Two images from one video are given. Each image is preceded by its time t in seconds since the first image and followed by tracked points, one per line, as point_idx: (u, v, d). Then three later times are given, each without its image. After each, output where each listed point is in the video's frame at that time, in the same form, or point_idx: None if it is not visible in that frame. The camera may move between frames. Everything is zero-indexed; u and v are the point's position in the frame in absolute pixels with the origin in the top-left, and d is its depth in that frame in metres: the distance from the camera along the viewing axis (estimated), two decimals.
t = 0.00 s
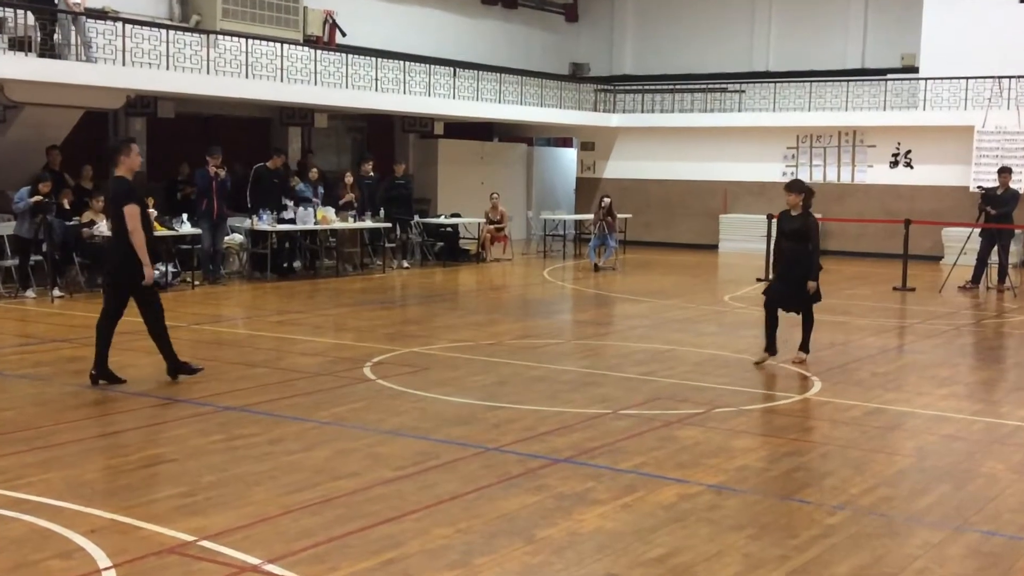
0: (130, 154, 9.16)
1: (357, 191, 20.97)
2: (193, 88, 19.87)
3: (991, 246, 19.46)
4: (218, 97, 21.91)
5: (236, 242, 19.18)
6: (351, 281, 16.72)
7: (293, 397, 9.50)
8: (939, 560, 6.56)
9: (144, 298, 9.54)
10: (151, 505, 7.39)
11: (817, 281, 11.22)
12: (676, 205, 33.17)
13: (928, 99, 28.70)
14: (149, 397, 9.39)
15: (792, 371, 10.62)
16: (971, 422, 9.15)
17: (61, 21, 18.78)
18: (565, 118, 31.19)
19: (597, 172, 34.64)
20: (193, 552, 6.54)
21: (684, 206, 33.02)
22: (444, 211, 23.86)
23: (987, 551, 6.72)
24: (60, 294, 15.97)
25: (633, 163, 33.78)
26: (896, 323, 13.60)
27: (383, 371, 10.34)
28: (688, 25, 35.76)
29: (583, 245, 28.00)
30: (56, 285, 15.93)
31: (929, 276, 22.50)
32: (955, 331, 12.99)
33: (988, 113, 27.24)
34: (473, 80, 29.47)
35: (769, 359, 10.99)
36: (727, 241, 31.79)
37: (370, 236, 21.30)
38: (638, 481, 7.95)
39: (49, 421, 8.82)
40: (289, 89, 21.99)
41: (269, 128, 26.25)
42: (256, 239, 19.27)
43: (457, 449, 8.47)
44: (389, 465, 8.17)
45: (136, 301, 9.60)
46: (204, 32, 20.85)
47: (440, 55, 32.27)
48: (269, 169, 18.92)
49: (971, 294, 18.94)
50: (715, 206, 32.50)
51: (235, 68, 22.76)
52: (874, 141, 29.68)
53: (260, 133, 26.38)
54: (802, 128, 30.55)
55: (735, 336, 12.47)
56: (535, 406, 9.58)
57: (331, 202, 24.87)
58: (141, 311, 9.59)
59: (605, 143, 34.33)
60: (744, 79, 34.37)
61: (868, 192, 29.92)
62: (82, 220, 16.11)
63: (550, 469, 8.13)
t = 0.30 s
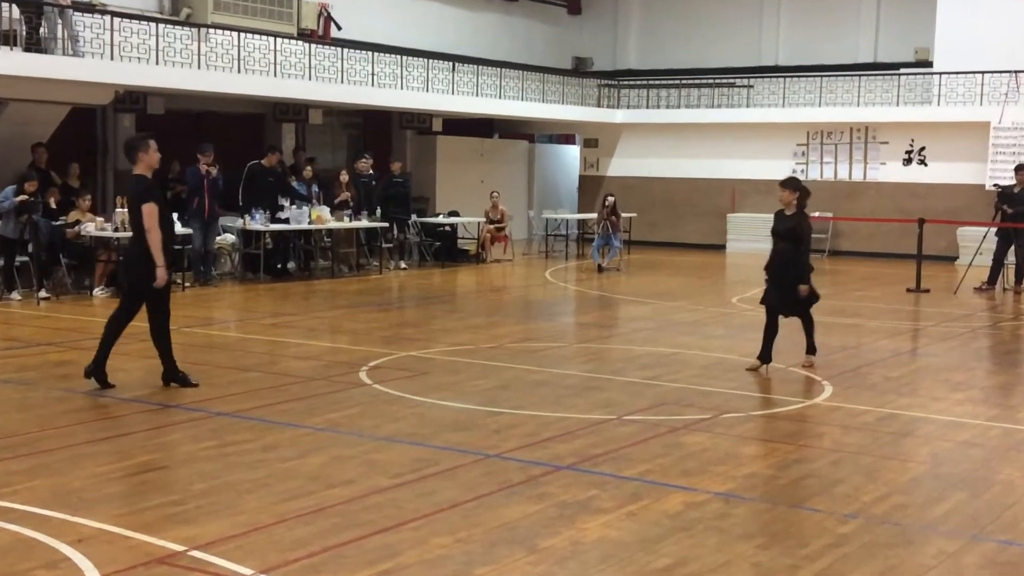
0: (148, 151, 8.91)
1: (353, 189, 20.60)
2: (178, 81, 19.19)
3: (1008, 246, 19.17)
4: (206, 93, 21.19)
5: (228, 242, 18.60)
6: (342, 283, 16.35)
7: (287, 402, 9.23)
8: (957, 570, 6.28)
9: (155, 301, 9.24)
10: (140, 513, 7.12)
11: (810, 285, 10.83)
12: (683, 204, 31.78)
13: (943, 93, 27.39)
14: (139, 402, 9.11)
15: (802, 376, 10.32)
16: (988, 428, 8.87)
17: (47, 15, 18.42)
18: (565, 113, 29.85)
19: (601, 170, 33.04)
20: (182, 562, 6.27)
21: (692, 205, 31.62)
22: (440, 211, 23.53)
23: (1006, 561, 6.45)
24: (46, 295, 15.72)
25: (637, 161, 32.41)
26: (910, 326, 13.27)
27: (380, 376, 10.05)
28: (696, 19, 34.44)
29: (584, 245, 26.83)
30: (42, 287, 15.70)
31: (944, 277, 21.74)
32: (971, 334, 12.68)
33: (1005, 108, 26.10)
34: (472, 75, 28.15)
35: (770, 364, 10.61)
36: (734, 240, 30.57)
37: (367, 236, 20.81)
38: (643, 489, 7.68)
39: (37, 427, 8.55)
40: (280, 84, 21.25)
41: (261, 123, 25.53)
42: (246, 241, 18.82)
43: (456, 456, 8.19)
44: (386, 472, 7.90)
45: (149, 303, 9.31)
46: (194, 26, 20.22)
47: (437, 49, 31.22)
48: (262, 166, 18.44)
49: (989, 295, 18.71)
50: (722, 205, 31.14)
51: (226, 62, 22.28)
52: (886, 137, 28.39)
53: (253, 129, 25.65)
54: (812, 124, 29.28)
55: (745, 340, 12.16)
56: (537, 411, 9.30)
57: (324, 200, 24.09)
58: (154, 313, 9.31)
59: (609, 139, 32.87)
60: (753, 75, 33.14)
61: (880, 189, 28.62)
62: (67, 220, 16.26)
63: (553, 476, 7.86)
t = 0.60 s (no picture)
0: (159, 146, 8.92)
1: (349, 187, 20.24)
2: (166, 77, 18.85)
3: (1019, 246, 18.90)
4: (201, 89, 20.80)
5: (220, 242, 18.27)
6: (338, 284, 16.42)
7: (281, 406, 9.00)
8: None
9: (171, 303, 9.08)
10: (130, 521, 6.90)
11: (767, 276, 10.17)
12: (686, 203, 31.17)
13: (955, 89, 26.85)
14: (129, 406, 8.88)
15: (811, 380, 10.09)
16: (1001, 433, 8.64)
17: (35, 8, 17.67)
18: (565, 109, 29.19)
19: (604, 168, 32.45)
20: (170, 571, 6.04)
21: (696, 204, 31.05)
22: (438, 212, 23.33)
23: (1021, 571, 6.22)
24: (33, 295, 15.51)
25: (639, 158, 31.76)
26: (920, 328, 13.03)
27: (377, 380, 9.82)
28: (698, 14, 33.88)
29: (585, 244, 26.23)
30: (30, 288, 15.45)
31: (955, 279, 21.33)
32: (983, 337, 12.45)
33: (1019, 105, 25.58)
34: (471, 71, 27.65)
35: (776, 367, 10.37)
36: (740, 240, 29.91)
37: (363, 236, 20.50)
38: (646, 496, 7.46)
39: (24, 432, 8.32)
40: (273, 79, 20.87)
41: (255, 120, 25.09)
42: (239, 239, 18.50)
43: (455, 462, 7.97)
44: (383, 479, 7.68)
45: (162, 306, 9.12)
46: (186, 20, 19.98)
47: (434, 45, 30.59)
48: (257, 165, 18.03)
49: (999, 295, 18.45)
50: (728, 204, 30.62)
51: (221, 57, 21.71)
52: (897, 134, 27.89)
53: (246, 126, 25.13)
54: (820, 121, 28.71)
55: (754, 343, 11.92)
56: (538, 415, 9.07)
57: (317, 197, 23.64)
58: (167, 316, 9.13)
59: (611, 136, 32.24)
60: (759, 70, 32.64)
61: (890, 187, 28.15)
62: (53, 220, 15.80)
63: (554, 482, 7.63)
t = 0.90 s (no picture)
0: (160, 142, 8.66)
1: (344, 185, 19.90)
2: (160, 70, 18.48)
3: None
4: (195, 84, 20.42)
5: (210, 242, 17.63)
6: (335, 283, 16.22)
7: (274, 411, 8.73)
8: None
9: (181, 302, 8.99)
10: (116, 529, 6.63)
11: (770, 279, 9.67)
12: (692, 201, 30.51)
13: (970, 83, 26.28)
14: (117, 411, 8.62)
15: (821, 384, 9.82)
16: (1016, 438, 8.38)
17: None
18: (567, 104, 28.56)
19: (605, 165, 31.84)
20: None
21: (703, 202, 30.39)
22: (437, 209, 22.95)
23: None
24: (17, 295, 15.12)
25: (643, 154, 31.09)
26: (933, 330, 12.75)
27: (373, 384, 9.55)
28: (698, 11, 33.73)
29: (588, 242, 25.68)
30: (14, 288, 15.09)
31: (970, 279, 20.88)
32: (998, 340, 12.17)
33: None
34: (470, 65, 27.21)
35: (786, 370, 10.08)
36: (748, 238, 29.16)
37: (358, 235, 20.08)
38: (651, 503, 7.20)
39: (9, 437, 8.06)
40: (266, 73, 20.45)
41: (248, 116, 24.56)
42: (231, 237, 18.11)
43: (453, 468, 7.71)
44: (379, 485, 7.42)
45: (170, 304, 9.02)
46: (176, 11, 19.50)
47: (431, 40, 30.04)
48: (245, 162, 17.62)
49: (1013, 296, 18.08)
50: (736, 202, 29.92)
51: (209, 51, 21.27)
52: (910, 130, 27.27)
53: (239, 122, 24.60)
54: (831, 116, 28.05)
55: (762, 345, 11.65)
56: (540, 419, 8.81)
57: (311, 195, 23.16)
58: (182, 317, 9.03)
59: (614, 131, 31.61)
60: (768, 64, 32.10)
61: (901, 185, 27.47)
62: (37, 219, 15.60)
63: (555, 489, 7.37)
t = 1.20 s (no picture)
0: (157, 133, 8.05)
1: (334, 175, 18.86)
2: (155, 57, 17.63)
3: None
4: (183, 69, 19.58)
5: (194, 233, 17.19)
6: (327, 280, 15.54)
7: (261, 415, 8.26)
8: None
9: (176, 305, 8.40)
10: (87, 541, 6.16)
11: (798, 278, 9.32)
12: (702, 193, 29.03)
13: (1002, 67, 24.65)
14: (94, 415, 8.14)
15: (840, 387, 9.32)
16: None
17: None
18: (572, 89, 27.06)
19: (613, 155, 30.11)
20: None
21: (716, 193, 28.82)
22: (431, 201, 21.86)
23: None
24: None
25: (653, 143, 29.48)
26: (960, 332, 12.17)
27: (366, 387, 9.07)
28: None
29: (594, 237, 24.54)
30: None
31: (998, 276, 19.95)
32: None
33: None
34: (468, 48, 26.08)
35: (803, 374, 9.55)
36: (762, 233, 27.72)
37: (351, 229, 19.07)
38: (661, 514, 6.72)
39: None
40: (251, 56, 19.25)
41: (231, 102, 23.88)
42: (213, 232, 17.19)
43: (449, 477, 7.23)
44: (370, 495, 6.95)
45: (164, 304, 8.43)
46: None
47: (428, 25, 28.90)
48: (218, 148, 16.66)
49: None
50: (752, 194, 28.36)
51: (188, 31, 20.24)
52: (937, 117, 25.71)
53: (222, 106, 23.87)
54: (852, 103, 26.56)
55: (777, 347, 11.13)
56: (542, 425, 8.32)
57: (299, 184, 22.18)
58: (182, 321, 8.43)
59: (622, 119, 29.83)
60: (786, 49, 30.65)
61: (926, 177, 26.07)
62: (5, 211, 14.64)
63: (558, 499, 6.90)
